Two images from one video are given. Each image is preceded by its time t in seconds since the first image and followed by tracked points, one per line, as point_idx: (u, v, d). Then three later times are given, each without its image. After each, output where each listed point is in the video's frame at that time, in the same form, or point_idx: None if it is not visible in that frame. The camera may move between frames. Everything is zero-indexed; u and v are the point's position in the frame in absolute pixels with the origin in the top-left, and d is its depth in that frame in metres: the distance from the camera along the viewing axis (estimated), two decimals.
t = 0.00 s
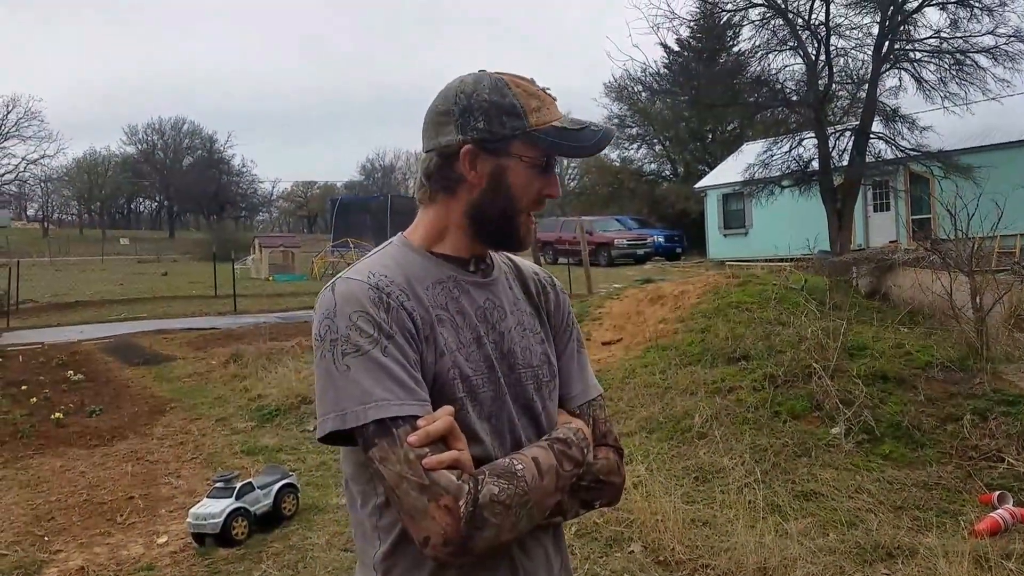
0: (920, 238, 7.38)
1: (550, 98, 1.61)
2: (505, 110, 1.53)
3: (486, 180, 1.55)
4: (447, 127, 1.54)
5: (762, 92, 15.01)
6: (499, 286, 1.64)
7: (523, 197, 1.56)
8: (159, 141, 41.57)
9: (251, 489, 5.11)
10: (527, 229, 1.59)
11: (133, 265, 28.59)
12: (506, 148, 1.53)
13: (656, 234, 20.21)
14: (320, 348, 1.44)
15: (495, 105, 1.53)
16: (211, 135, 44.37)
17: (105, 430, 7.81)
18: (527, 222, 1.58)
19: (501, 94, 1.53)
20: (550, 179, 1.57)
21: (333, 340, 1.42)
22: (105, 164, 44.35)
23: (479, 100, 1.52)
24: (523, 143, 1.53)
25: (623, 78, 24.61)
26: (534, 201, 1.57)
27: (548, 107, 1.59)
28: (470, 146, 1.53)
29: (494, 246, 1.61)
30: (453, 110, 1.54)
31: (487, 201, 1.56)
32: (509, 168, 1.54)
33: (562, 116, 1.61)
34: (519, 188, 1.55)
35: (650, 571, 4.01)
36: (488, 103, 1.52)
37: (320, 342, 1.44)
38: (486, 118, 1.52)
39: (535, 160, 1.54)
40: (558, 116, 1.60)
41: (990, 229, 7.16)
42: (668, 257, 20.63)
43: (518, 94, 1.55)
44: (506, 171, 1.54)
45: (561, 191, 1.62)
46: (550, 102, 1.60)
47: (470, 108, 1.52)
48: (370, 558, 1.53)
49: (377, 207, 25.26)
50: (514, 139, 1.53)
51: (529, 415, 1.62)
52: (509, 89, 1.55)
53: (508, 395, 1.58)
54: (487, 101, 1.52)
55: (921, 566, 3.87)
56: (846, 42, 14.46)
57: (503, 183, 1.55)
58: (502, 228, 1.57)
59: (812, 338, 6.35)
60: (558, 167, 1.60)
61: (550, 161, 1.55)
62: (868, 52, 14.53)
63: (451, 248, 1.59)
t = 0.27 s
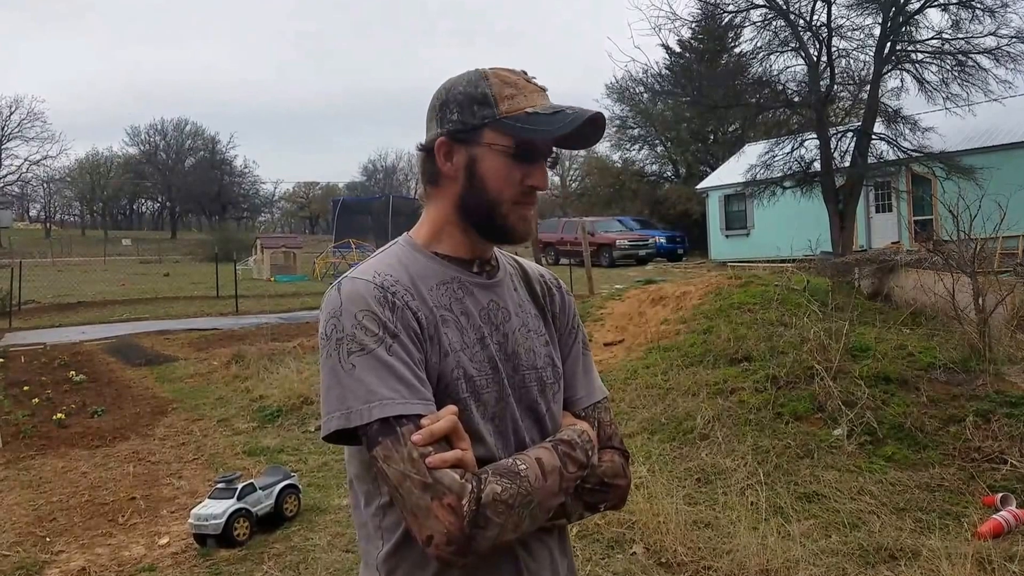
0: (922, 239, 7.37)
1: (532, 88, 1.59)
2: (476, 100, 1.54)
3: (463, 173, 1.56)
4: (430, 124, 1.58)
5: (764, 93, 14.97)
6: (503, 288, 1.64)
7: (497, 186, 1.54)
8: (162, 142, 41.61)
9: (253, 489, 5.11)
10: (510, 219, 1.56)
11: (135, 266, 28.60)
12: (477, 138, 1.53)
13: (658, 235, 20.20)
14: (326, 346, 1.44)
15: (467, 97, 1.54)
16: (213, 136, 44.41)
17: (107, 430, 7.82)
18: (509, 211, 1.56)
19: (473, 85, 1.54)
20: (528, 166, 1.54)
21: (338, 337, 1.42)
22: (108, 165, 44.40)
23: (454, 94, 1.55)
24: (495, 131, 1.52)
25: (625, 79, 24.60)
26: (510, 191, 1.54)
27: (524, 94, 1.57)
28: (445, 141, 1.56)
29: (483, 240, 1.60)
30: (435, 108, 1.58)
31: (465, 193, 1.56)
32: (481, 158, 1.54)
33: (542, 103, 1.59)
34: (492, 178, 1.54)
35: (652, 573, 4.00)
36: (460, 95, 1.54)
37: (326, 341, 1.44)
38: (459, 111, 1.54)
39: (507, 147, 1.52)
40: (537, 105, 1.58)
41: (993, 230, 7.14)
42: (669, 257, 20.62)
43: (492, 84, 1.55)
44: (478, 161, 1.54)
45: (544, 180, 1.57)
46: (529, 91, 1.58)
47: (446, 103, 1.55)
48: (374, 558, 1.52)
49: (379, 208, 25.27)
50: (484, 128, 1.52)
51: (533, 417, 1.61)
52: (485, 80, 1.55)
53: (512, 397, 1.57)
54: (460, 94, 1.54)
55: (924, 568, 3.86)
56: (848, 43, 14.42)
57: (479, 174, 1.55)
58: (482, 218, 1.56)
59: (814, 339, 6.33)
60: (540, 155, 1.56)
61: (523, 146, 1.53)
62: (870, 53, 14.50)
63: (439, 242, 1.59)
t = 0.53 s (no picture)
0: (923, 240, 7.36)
1: (486, 79, 1.58)
2: (433, 105, 1.59)
3: (430, 176, 1.60)
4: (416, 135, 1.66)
5: (765, 94, 14.95)
6: (507, 289, 1.63)
7: (450, 183, 1.55)
8: (164, 142, 41.67)
9: (255, 489, 5.11)
10: (468, 215, 1.55)
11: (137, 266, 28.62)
12: (432, 139, 1.57)
13: (659, 236, 20.19)
14: (328, 343, 1.44)
15: (427, 104, 1.60)
16: (215, 137, 44.45)
17: (108, 431, 7.82)
18: (466, 207, 1.55)
19: (433, 93, 1.60)
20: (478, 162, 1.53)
21: (339, 335, 1.42)
22: (110, 166, 44.44)
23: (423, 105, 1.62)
24: (445, 132, 1.55)
25: (627, 79, 24.58)
26: (462, 186, 1.54)
27: (472, 89, 1.56)
28: (416, 150, 1.63)
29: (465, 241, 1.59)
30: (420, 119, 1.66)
31: (435, 195, 1.59)
32: (437, 157, 1.57)
33: (495, 95, 1.57)
34: (445, 176, 1.55)
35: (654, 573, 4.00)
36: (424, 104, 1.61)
37: (328, 338, 1.44)
38: (422, 119, 1.60)
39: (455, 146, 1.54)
40: (482, 96, 1.56)
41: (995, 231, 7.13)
42: (670, 258, 20.61)
43: (445, 85, 1.59)
44: (437, 161, 1.57)
45: (496, 171, 1.54)
46: (479, 84, 1.57)
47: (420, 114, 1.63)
48: (375, 558, 1.52)
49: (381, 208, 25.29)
50: (436, 129, 1.56)
51: (537, 416, 1.61)
52: (442, 84, 1.60)
53: (515, 397, 1.57)
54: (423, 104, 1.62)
55: (927, 569, 3.85)
56: (849, 43, 14.40)
57: (439, 175, 1.57)
58: (442, 217, 1.57)
59: (816, 340, 6.32)
60: (490, 149, 1.55)
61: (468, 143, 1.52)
62: (871, 54, 14.48)
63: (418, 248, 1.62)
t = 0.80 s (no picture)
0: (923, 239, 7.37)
1: (491, 79, 1.59)
2: (437, 104, 1.58)
3: (436, 175, 1.59)
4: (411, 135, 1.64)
5: (765, 94, 14.95)
6: (506, 289, 1.64)
7: (463, 183, 1.55)
8: (166, 142, 41.72)
9: (256, 489, 5.12)
10: (483, 214, 1.55)
11: (139, 266, 28.68)
12: (441, 138, 1.56)
13: (660, 235, 20.19)
14: (325, 346, 1.45)
15: (430, 103, 1.59)
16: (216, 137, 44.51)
17: (110, 430, 7.84)
18: (481, 206, 1.55)
19: (436, 92, 1.59)
20: (493, 161, 1.54)
21: (336, 339, 1.43)
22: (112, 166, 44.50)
23: (423, 104, 1.61)
24: (454, 130, 1.55)
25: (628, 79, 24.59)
26: (477, 186, 1.55)
27: (482, 89, 1.57)
28: (417, 149, 1.61)
29: (474, 240, 1.59)
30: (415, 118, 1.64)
31: (441, 194, 1.58)
32: (446, 157, 1.56)
33: (504, 94, 1.58)
34: (458, 175, 1.55)
35: (654, 573, 4.00)
36: (426, 102, 1.60)
37: (325, 341, 1.45)
38: (426, 118, 1.59)
39: (467, 145, 1.54)
40: (492, 96, 1.57)
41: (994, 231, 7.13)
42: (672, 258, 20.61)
43: (449, 85, 1.58)
44: (446, 161, 1.56)
45: (512, 170, 1.56)
46: (488, 84, 1.58)
47: (419, 113, 1.61)
48: (375, 558, 1.53)
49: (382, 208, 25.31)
50: (445, 128, 1.55)
51: (537, 416, 1.62)
52: (443, 83, 1.59)
53: (514, 397, 1.57)
54: (425, 102, 1.60)
55: (928, 569, 3.85)
56: (849, 43, 14.39)
57: (447, 175, 1.57)
58: (454, 216, 1.56)
59: (816, 340, 6.33)
60: (506, 148, 1.56)
61: (483, 142, 1.53)
62: (871, 54, 14.47)
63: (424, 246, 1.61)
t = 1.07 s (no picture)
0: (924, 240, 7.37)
1: (496, 80, 1.60)
2: (442, 103, 1.57)
3: (439, 175, 1.59)
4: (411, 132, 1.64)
5: (767, 94, 14.96)
6: (504, 289, 1.65)
7: (468, 185, 1.55)
8: (168, 143, 41.80)
9: (258, 489, 5.13)
10: (488, 215, 1.56)
11: (141, 266, 28.71)
12: (447, 138, 1.56)
13: (662, 236, 20.19)
14: (325, 347, 1.45)
15: (435, 100, 1.58)
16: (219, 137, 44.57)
17: (113, 430, 7.85)
18: (485, 207, 1.56)
19: (439, 91, 1.59)
20: (499, 162, 1.55)
21: (337, 340, 1.44)
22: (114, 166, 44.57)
23: (426, 100, 1.60)
24: (459, 131, 1.55)
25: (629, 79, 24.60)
26: (483, 188, 1.56)
27: (488, 91, 1.57)
28: (420, 147, 1.61)
29: (475, 241, 1.60)
30: (415, 115, 1.63)
31: (443, 195, 1.58)
32: (451, 157, 1.56)
33: (510, 96, 1.58)
34: (464, 176, 1.55)
35: (656, 573, 4.01)
36: (429, 101, 1.59)
37: (325, 342, 1.46)
38: (429, 116, 1.58)
39: (473, 147, 1.54)
40: (499, 97, 1.58)
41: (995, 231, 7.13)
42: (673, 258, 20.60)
43: (455, 84, 1.58)
44: (450, 161, 1.56)
45: (517, 172, 1.57)
46: (494, 85, 1.59)
47: (422, 109, 1.61)
48: (377, 559, 1.53)
49: (385, 208, 25.34)
50: (451, 127, 1.55)
51: (537, 417, 1.63)
52: (447, 82, 1.59)
53: (514, 397, 1.58)
54: (428, 102, 1.59)
55: (929, 569, 3.85)
56: (850, 44, 14.39)
57: (452, 175, 1.57)
58: (458, 217, 1.57)
59: (818, 339, 6.33)
60: (512, 149, 1.56)
61: (491, 144, 1.54)
62: (872, 54, 14.46)
63: (425, 245, 1.61)
